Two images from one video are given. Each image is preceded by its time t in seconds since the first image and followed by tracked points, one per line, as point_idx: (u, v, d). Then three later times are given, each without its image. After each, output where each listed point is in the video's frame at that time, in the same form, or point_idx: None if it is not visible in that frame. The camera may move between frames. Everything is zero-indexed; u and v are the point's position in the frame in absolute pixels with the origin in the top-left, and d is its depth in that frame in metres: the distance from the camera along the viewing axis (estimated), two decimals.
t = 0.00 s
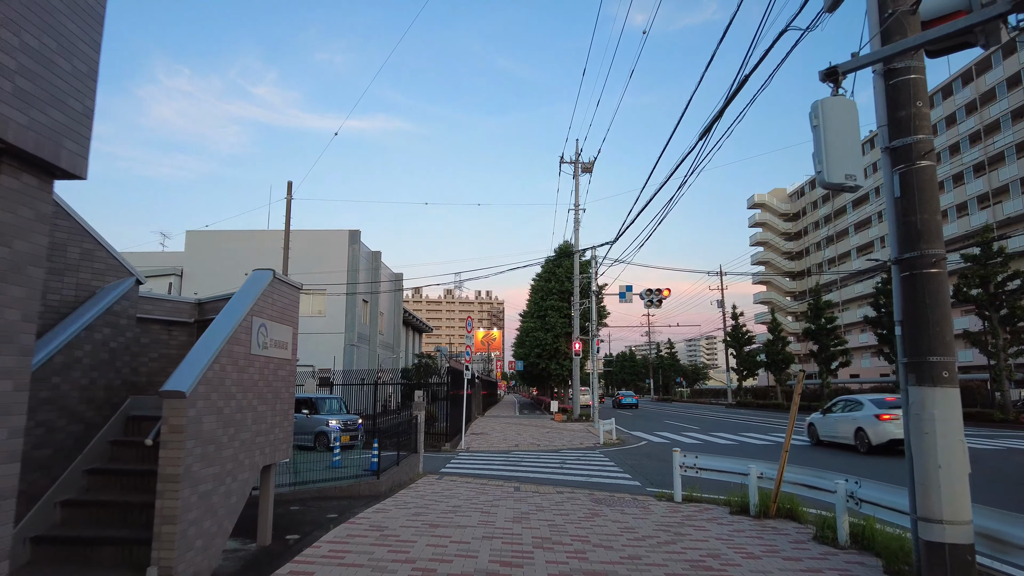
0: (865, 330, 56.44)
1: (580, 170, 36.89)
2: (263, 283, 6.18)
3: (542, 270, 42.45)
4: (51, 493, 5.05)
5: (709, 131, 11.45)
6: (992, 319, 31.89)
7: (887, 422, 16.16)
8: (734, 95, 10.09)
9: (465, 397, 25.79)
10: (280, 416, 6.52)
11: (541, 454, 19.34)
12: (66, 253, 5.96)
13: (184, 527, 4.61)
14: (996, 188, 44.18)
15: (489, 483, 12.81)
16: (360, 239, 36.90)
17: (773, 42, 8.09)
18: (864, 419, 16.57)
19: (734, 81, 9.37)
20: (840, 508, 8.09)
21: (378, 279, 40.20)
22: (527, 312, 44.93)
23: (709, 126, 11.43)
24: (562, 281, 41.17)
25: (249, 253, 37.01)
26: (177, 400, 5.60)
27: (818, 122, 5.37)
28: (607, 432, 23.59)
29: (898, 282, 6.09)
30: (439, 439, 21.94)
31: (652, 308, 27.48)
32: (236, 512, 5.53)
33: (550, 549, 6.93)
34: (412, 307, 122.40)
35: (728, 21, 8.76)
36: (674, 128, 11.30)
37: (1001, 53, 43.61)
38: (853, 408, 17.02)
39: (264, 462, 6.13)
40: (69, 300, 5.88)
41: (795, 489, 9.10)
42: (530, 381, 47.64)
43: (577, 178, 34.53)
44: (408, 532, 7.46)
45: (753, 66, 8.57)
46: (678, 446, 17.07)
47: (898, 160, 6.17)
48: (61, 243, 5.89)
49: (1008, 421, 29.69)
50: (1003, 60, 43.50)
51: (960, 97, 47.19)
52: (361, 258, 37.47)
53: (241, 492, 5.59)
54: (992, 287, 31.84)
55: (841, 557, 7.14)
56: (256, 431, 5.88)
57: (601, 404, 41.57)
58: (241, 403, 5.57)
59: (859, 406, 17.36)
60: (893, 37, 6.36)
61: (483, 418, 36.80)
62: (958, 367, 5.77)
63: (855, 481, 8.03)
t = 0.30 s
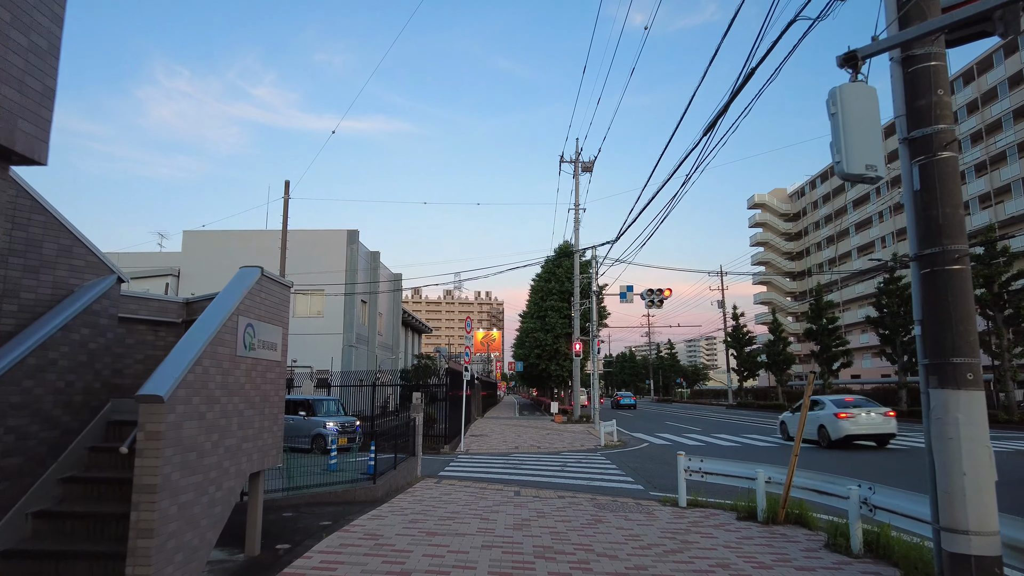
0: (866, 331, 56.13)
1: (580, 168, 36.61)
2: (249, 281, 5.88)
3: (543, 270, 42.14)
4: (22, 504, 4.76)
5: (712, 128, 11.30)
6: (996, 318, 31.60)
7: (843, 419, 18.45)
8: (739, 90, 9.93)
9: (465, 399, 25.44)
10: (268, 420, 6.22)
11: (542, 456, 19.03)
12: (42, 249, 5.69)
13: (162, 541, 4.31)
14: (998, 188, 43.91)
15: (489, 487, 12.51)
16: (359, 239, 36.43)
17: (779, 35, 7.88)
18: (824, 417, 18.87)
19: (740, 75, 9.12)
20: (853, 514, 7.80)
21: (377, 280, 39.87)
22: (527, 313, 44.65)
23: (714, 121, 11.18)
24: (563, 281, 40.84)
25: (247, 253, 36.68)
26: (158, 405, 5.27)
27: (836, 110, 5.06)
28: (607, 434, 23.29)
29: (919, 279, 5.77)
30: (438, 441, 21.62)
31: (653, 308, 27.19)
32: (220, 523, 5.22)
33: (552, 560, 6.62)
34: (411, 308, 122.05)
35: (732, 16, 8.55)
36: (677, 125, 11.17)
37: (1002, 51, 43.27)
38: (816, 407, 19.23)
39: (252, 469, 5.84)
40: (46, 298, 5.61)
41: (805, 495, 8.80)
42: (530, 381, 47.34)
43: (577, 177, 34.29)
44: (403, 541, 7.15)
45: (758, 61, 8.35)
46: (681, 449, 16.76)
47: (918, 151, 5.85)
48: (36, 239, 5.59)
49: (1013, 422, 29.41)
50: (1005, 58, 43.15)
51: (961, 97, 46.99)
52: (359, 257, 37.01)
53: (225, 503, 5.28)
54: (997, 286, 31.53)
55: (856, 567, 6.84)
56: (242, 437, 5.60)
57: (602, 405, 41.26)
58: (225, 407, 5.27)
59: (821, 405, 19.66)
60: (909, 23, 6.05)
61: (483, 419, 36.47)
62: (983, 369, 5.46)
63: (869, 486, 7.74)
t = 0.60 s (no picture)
0: (868, 330, 55.88)
1: (581, 166, 36.21)
2: (240, 269, 5.61)
3: (543, 269, 41.86)
4: None
5: (720, 119, 11.04)
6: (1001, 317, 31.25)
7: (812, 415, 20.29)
8: (748, 80, 9.66)
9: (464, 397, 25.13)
10: (261, 418, 5.92)
11: (543, 456, 18.73)
12: (20, 237, 5.43)
13: (143, 547, 3.99)
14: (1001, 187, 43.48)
15: (490, 487, 12.21)
16: (358, 237, 36.06)
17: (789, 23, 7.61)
18: (794, 413, 21.08)
19: (749, 63, 8.83)
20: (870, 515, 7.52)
21: (376, 278, 39.58)
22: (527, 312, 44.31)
23: (721, 112, 10.91)
24: (563, 280, 40.48)
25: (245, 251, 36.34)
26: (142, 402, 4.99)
27: (861, 89, 4.77)
28: (609, 434, 22.97)
29: (945, 270, 5.40)
30: (438, 441, 21.32)
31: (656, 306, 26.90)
32: (209, 526, 4.91)
33: (558, 564, 6.33)
34: (411, 308, 121.86)
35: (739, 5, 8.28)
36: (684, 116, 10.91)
37: (1004, 50, 42.74)
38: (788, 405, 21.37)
39: (243, 469, 5.54)
40: (24, 289, 5.34)
41: (817, 495, 8.53)
42: (530, 381, 47.06)
43: (578, 175, 33.98)
44: (402, 544, 6.86)
45: (768, 49, 8.08)
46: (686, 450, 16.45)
47: (942, 136, 5.50)
48: (13, 226, 5.34)
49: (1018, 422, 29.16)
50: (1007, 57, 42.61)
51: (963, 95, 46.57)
52: (359, 255, 36.68)
53: (213, 506, 4.97)
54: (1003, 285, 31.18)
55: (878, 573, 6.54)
56: (232, 436, 5.32)
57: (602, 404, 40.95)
58: (213, 404, 4.98)
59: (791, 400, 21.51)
60: None
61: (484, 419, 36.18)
62: (1016, 362, 5.11)
63: (885, 486, 7.46)
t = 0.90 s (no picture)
0: (869, 330, 55.66)
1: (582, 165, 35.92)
2: (229, 266, 5.31)
3: (543, 268, 41.56)
4: None
5: (727, 114, 10.80)
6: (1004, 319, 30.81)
7: (785, 414, 22.61)
8: (756, 74, 9.42)
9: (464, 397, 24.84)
10: (253, 420, 5.63)
11: (544, 458, 18.44)
12: None
13: (120, 562, 3.69)
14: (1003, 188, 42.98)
15: (491, 490, 11.94)
16: (357, 236, 35.78)
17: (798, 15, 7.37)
18: (770, 411, 23.05)
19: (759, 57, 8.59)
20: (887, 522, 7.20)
21: (375, 277, 39.27)
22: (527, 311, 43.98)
23: (728, 107, 10.68)
24: (563, 279, 40.16)
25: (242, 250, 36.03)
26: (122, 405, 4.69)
27: (889, 73, 4.49)
28: (611, 435, 22.70)
29: (978, 266, 4.73)
30: (437, 442, 21.04)
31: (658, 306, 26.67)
32: (195, 537, 4.61)
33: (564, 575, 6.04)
34: (411, 308, 121.68)
35: None
36: (689, 111, 10.69)
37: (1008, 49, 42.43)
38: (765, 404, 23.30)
39: (232, 476, 5.25)
40: None
41: (831, 500, 8.23)
42: (530, 381, 46.80)
43: (579, 174, 33.69)
44: (400, 553, 6.57)
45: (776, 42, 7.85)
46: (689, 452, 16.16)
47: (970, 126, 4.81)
48: None
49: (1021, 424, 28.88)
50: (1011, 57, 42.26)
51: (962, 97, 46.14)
52: (357, 254, 36.38)
53: (199, 514, 4.67)
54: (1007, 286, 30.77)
55: None
56: (220, 440, 5.03)
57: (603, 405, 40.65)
58: (199, 407, 4.69)
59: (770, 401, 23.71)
60: None
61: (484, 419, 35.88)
62: None
63: (904, 492, 7.15)
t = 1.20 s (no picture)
0: (869, 329, 55.50)
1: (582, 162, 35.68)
2: (216, 255, 5.04)
3: (542, 266, 41.24)
4: None
5: (731, 107, 10.54)
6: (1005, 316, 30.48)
7: (762, 411, 24.26)
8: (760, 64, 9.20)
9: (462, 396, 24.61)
10: (241, 417, 5.38)
11: (544, 457, 18.20)
12: None
13: (92, 568, 3.43)
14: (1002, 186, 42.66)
15: (490, 490, 11.70)
16: (354, 234, 35.53)
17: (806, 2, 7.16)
18: (748, 408, 24.81)
19: (764, 47, 8.38)
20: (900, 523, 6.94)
21: (373, 276, 38.98)
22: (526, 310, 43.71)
23: (731, 100, 10.48)
24: (563, 278, 39.89)
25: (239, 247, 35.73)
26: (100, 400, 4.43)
27: (913, 49, 4.23)
28: (611, 435, 22.49)
29: (997, 257, 4.40)
30: (435, 441, 20.81)
31: (659, 305, 26.50)
32: (176, 540, 4.34)
33: None
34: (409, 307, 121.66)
35: None
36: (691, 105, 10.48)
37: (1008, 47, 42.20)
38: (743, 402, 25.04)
39: (219, 476, 4.98)
40: None
41: (840, 501, 7.98)
42: (529, 380, 46.60)
43: (578, 171, 33.44)
44: (396, 555, 6.31)
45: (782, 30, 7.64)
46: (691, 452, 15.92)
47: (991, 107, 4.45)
48: None
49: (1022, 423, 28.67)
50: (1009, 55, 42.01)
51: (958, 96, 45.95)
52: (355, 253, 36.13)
53: (182, 516, 4.40)
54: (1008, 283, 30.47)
55: None
56: (205, 438, 4.76)
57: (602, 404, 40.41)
58: (182, 402, 4.42)
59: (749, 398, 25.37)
60: None
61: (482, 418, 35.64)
62: None
63: (919, 493, 6.89)
